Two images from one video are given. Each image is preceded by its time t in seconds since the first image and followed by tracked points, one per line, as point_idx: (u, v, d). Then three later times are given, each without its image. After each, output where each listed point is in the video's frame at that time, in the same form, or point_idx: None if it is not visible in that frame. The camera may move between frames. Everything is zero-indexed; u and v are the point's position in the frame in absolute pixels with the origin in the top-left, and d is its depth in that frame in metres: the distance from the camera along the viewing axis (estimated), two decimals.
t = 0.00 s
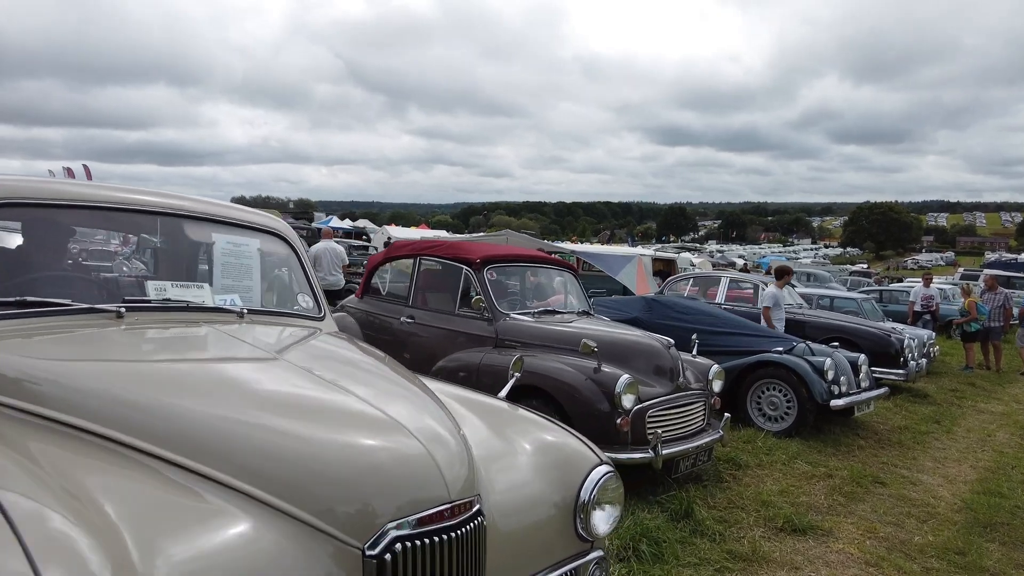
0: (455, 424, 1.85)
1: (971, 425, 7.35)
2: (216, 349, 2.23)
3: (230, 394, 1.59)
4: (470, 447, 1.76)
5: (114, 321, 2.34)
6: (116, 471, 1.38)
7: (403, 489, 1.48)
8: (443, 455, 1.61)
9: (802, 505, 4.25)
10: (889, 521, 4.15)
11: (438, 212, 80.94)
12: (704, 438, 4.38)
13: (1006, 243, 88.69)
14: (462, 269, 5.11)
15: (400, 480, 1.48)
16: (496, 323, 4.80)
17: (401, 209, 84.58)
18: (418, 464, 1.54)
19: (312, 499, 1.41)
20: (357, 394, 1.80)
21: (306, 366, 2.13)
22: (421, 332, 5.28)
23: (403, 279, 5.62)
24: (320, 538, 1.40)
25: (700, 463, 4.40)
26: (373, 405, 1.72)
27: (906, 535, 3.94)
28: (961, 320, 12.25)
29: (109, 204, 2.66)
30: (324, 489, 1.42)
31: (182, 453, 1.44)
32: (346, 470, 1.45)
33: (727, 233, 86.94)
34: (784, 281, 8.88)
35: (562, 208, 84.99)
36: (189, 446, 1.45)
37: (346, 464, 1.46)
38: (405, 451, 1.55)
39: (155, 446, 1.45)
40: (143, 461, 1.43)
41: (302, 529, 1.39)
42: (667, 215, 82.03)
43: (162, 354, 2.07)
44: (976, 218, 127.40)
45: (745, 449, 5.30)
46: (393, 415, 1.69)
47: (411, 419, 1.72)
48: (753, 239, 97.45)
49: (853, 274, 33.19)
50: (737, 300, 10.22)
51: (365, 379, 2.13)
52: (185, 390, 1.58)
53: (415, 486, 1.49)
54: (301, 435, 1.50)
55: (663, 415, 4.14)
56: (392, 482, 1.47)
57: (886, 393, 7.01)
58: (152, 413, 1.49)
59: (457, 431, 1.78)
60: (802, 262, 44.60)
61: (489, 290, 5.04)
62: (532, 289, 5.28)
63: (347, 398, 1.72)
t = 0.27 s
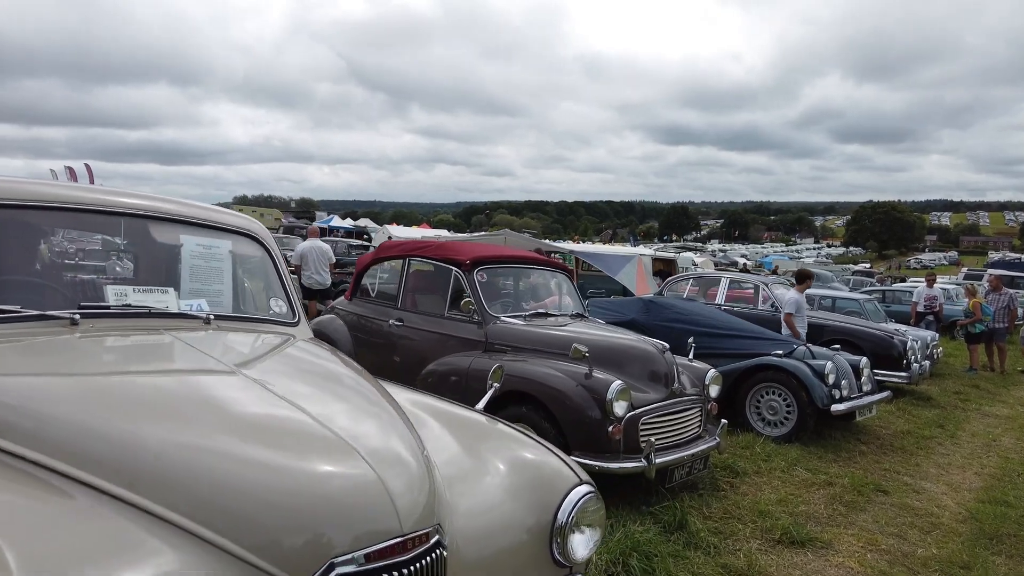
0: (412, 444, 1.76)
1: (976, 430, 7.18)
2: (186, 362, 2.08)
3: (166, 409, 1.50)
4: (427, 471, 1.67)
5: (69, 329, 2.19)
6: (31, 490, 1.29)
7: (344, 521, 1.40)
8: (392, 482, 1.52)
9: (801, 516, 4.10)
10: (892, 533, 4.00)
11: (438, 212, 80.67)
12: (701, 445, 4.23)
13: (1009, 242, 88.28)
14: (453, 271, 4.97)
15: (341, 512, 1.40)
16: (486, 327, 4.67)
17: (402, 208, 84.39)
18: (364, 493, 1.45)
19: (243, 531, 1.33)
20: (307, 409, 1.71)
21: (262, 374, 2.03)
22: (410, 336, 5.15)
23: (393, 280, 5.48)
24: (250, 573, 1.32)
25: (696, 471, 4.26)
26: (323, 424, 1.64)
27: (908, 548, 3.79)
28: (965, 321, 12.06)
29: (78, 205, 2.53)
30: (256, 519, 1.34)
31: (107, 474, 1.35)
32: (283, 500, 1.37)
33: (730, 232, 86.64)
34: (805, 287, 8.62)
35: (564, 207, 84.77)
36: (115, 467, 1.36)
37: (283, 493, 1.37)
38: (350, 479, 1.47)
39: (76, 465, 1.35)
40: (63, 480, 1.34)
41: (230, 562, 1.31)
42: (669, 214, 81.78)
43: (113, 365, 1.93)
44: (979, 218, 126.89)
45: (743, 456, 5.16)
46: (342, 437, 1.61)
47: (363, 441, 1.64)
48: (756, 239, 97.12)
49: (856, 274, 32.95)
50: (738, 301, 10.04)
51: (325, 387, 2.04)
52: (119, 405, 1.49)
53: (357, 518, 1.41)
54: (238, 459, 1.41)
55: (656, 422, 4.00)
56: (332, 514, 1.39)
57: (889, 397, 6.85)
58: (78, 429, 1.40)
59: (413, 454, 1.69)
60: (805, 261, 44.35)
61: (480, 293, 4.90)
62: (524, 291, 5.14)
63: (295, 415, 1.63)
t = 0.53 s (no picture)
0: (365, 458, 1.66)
1: (978, 433, 7.05)
2: (149, 368, 1.93)
3: (90, 420, 1.40)
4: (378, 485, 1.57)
5: (19, 331, 2.09)
6: None
7: (274, 536, 1.29)
8: (334, 495, 1.42)
9: (796, 523, 3.98)
10: (891, 541, 3.87)
11: (440, 212, 80.58)
12: (693, 450, 4.10)
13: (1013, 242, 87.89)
14: (441, 271, 4.85)
15: (272, 528, 1.29)
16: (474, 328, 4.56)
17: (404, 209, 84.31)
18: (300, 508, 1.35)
19: (160, 551, 1.22)
20: (253, 418, 1.62)
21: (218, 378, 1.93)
22: (397, 337, 5.04)
23: (381, 280, 5.36)
24: None
25: (689, 477, 4.13)
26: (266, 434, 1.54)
27: (908, 557, 3.67)
28: (968, 322, 11.91)
29: (40, 202, 2.42)
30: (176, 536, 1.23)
31: (15, 489, 1.25)
32: (208, 516, 1.27)
33: (732, 232, 86.41)
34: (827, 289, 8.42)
35: (566, 208, 84.62)
36: (24, 481, 1.26)
37: (208, 509, 1.27)
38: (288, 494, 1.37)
39: None
40: None
41: None
42: (672, 214, 81.59)
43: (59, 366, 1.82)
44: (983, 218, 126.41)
45: (738, 460, 5.03)
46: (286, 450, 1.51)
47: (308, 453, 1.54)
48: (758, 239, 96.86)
49: (858, 274, 32.77)
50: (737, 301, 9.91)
51: (284, 394, 1.94)
52: (42, 417, 1.39)
53: (289, 535, 1.31)
54: (163, 472, 1.32)
55: (647, 426, 3.88)
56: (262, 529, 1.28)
57: (889, 400, 6.71)
58: None
59: (362, 466, 1.59)
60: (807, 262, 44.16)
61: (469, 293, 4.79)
62: (514, 291, 5.02)
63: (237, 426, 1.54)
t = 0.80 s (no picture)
0: (300, 471, 1.58)
1: (982, 437, 6.88)
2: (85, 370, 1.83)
3: None
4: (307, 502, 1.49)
5: None
6: None
7: (178, 555, 1.22)
8: (251, 515, 1.35)
9: (790, 531, 3.84)
10: (887, 550, 3.73)
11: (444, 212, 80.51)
12: (683, 455, 3.96)
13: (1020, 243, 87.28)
14: (425, 270, 4.73)
15: (191, 548, 1.23)
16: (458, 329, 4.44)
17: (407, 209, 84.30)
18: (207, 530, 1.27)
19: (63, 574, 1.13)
20: (185, 428, 1.55)
21: (163, 382, 1.85)
22: (381, 338, 4.93)
23: (366, 279, 5.25)
24: None
25: (678, 483, 4.00)
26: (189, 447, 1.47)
27: (905, 567, 3.52)
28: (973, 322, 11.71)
29: None
30: (66, 552, 1.15)
31: None
32: (111, 536, 1.19)
33: (736, 233, 86.06)
34: (851, 293, 8.23)
35: (570, 208, 84.44)
36: None
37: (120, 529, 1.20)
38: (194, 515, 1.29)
39: None
40: None
41: None
42: (676, 214, 81.32)
43: None
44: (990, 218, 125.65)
45: (732, 465, 4.89)
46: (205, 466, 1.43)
47: (233, 468, 1.46)
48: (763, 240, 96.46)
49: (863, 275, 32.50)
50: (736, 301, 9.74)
51: (225, 398, 1.85)
52: None
53: (194, 555, 1.23)
54: (71, 490, 1.23)
55: (634, 430, 3.75)
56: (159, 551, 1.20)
57: (890, 402, 6.56)
58: None
59: (293, 481, 1.51)
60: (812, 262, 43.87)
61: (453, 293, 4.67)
62: (501, 291, 4.91)
63: (160, 436, 1.47)
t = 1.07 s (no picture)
0: (241, 486, 1.48)
1: (992, 441, 6.70)
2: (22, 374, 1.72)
3: None
4: (244, 521, 1.39)
5: None
6: None
7: None
8: (177, 533, 1.25)
9: (790, 541, 3.69)
10: (892, 562, 3.58)
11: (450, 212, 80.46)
12: (679, 462, 3.83)
13: None
14: (414, 270, 4.62)
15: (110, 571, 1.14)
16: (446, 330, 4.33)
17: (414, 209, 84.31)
18: (122, 547, 1.18)
19: None
20: (111, 439, 1.44)
21: (104, 386, 1.74)
22: (370, 339, 4.83)
23: (355, 279, 5.14)
24: None
25: (674, 490, 3.86)
26: (121, 458, 1.38)
27: None
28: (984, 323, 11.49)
29: None
30: None
31: None
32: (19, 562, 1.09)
33: (744, 233, 85.59)
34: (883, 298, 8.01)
35: (576, 208, 84.20)
36: None
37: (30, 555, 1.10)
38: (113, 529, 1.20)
39: None
40: None
41: None
42: (683, 214, 80.95)
43: None
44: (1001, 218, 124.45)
45: (731, 470, 4.74)
46: (136, 479, 1.34)
47: (161, 482, 1.36)
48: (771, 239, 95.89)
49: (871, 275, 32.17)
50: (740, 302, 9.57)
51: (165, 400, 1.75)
52: None
53: None
54: None
55: (626, 436, 3.62)
56: (67, 568, 1.11)
57: (896, 406, 6.39)
58: None
59: (230, 494, 1.42)
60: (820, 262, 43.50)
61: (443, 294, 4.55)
62: (492, 292, 4.78)
63: (84, 449, 1.37)
